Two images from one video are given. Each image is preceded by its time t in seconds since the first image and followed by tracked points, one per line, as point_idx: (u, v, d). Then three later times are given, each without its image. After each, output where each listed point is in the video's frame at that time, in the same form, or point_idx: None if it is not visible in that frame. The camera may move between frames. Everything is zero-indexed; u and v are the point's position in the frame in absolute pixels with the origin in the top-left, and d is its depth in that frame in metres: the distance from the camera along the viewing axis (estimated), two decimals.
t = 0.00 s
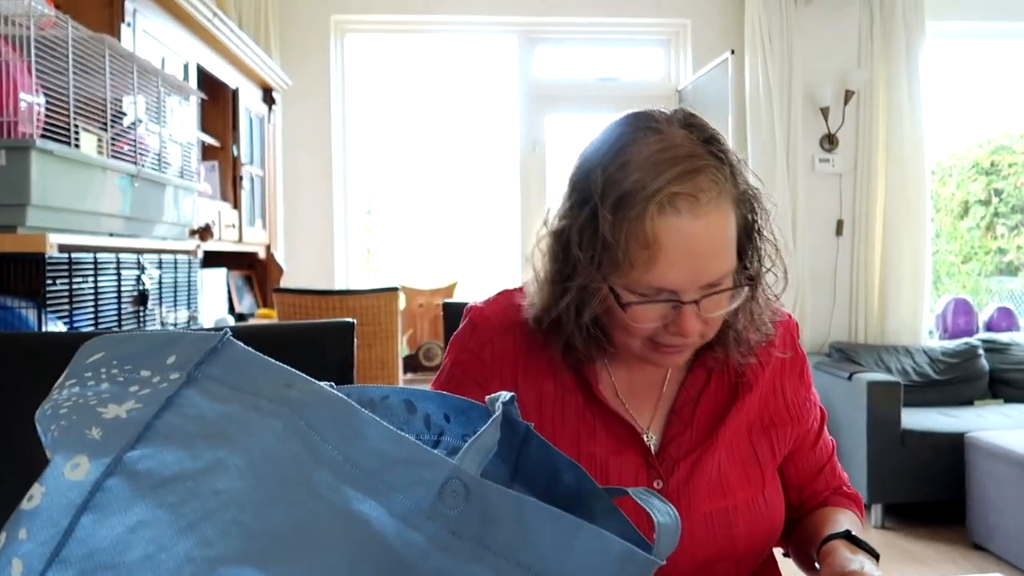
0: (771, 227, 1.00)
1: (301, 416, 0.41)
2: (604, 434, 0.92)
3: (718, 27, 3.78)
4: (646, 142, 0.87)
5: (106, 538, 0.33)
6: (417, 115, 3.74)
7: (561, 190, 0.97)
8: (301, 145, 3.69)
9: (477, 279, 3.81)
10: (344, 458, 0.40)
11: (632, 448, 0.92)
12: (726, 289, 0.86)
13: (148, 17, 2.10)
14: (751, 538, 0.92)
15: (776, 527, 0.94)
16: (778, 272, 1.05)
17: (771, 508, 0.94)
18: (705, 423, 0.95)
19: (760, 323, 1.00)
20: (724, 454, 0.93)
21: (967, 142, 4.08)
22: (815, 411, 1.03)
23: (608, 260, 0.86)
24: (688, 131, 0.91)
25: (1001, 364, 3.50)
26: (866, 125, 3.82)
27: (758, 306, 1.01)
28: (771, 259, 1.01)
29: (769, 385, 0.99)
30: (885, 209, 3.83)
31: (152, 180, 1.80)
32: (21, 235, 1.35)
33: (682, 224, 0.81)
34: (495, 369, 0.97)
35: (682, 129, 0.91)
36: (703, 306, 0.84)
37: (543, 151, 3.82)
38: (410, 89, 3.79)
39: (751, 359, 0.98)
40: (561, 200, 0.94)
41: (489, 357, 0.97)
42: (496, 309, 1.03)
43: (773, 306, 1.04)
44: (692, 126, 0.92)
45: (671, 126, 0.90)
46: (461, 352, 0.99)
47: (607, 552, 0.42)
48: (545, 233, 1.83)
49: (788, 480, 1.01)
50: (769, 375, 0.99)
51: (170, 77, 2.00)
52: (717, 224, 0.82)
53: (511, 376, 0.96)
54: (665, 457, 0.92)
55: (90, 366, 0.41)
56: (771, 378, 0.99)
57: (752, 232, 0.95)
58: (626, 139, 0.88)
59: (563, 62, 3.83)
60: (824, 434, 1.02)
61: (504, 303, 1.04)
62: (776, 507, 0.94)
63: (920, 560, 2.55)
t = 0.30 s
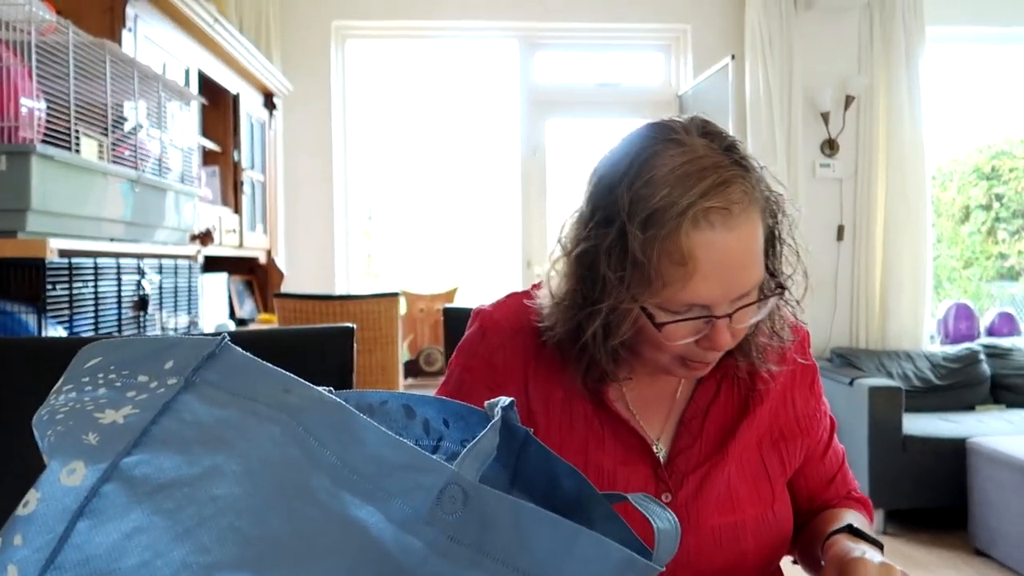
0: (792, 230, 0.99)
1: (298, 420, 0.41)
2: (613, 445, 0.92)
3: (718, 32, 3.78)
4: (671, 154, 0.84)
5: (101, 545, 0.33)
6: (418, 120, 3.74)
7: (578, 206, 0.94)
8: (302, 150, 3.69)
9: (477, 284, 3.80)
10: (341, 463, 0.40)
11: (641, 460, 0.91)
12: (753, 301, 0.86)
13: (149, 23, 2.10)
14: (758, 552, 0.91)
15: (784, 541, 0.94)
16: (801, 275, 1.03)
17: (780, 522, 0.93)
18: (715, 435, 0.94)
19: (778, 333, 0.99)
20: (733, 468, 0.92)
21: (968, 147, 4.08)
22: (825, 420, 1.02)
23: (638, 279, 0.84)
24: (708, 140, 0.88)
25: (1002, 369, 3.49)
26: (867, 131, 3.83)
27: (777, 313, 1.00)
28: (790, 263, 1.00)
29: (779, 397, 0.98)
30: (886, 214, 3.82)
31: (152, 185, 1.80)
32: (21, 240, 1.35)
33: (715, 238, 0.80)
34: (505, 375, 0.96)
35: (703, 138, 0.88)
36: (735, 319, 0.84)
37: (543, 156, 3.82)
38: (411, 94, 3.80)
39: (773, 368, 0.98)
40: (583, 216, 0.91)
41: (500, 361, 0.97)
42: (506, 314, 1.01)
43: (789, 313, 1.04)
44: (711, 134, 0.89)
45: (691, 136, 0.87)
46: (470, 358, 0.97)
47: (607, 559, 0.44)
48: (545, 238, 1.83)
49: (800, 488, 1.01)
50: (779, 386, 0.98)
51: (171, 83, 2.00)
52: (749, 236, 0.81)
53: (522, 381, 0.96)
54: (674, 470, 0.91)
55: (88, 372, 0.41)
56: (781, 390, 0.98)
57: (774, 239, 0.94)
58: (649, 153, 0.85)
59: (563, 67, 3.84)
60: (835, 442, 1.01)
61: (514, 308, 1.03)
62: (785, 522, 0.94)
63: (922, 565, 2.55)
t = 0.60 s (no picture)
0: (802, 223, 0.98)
1: (295, 418, 0.41)
2: (621, 438, 0.92)
3: (718, 31, 3.78)
4: (684, 143, 0.83)
5: (94, 542, 0.33)
6: (418, 119, 3.73)
7: (589, 198, 0.93)
8: (302, 150, 3.69)
9: (477, 283, 3.80)
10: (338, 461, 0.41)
11: (647, 455, 0.92)
12: (763, 292, 0.86)
13: (148, 21, 2.10)
14: (762, 550, 0.91)
15: (788, 539, 0.93)
16: (809, 268, 1.02)
17: (784, 522, 0.92)
18: (720, 434, 0.94)
19: (788, 325, 0.98)
20: (738, 465, 0.92)
21: (969, 146, 4.08)
22: (846, 408, 0.99)
23: (653, 269, 0.83)
24: (720, 131, 0.86)
25: (1003, 367, 3.49)
26: (867, 130, 3.82)
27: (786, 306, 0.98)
28: (800, 256, 0.99)
29: (786, 393, 0.98)
30: (887, 212, 3.82)
31: (152, 184, 1.80)
32: (20, 239, 1.35)
33: (730, 228, 0.79)
34: (520, 361, 0.97)
35: (715, 129, 0.87)
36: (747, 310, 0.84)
37: (543, 156, 3.82)
38: (411, 93, 3.79)
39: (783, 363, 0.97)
40: (595, 207, 0.90)
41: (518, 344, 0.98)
42: (520, 301, 1.02)
43: (798, 308, 1.03)
44: (723, 126, 0.88)
45: (703, 126, 0.86)
46: (485, 342, 0.98)
47: (605, 556, 0.44)
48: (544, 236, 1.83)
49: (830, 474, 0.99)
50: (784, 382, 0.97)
51: (170, 81, 2.00)
52: (763, 225, 0.81)
53: (535, 368, 0.97)
54: (679, 467, 0.91)
55: (83, 369, 0.41)
56: (787, 385, 0.98)
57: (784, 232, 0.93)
58: (662, 143, 0.84)
59: (563, 66, 3.84)
60: (859, 428, 0.99)
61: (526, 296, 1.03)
62: (789, 521, 0.93)
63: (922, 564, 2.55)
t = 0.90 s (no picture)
0: (799, 215, 0.99)
1: (294, 421, 0.41)
2: (622, 434, 0.92)
3: (718, 33, 3.79)
4: (680, 135, 0.84)
5: (93, 545, 0.33)
6: (418, 121, 3.74)
7: (587, 192, 0.94)
8: (303, 153, 3.69)
9: (477, 285, 3.80)
10: (336, 463, 0.41)
11: (647, 453, 0.91)
12: (761, 283, 0.85)
13: (149, 24, 2.11)
14: (766, 548, 0.89)
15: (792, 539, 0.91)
16: (806, 261, 1.02)
17: (788, 519, 0.90)
18: (720, 431, 0.94)
19: (786, 318, 0.99)
20: (738, 462, 0.90)
21: (968, 148, 4.08)
22: (855, 393, 0.97)
23: (651, 260, 0.83)
24: (716, 124, 0.87)
25: (1003, 370, 3.49)
26: (867, 132, 3.83)
27: (783, 298, 0.99)
28: (796, 249, 1.00)
29: (787, 386, 0.97)
30: (887, 215, 3.82)
31: (152, 186, 1.80)
32: (20, 240, 1.36)
33: (726, 217, 0.79)
34: (525, 359, 0.97)
35: (711, 122, 0.87)
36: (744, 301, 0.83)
37: (543, 158, 3.83)
38: (411, 95, 3.80)
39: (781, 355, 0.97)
40: (593, 200, 0.91)
41: (523, 339, 0.98)
42: (524, 300, 1.03)
43: (796, 301, 1.03)
44: (718, 120, 0.88)
45: (699, 120, 0.87)
46: (489, 340, 0.99)
47: (603, 560, 0.44)
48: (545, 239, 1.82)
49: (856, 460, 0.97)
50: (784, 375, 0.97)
51: (170, 84, 2.00)
52: (759, 215, 0.81)
53: (540, 367, 0.97)
54: (679, 466, 0.91)
55: (82, 372, 0.41)
56: (788, 378, 0.97)
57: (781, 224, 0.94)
58: (657, 135, 0.85)
59: (563, 69, 3.84)
60: (874, 408, 0.96)
61: (530, 293, 1.05)
62: (793, 519, 0.91)
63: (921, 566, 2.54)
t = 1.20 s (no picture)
0: (792, 213, 0.99)
1: (295, 420, 0.41)
2: (619, 430, 0.92)
3: (718, 32, 3.79)
4: (675, 132, 0.84)
5: (95, 544, 0.33)
6: (418, 120, 3.74)
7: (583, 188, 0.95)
8: (303, 152, 3.69)
9: (477, 283, 3.80)
10: (337, 463, 0.41)
11: (644, 450, 0.91)
12: (755, 279, 0.85)
13: (149, 23, 2.11)
14: (763, 543, 0.89)
15: (789, 535, 0.91)
16: (800, 257, 1.02)
17: (785, 515, 0.90)
18: (716, 425, 0.93)
19: (779, 313, 0.98)
20: (734, 457, 0.90)
21: (968, 148, 4.08)
22: (853, 381, 0.97)
23: (645, 255, 0.83)
24: (711, 122, 0.87)
25: (1002, 369, 3.49)
26: (867, 131, 3.83)
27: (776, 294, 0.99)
28: (790, 245, 1.00)
29: (783, 380, 0.97)
30: (886, 213, 3.83)
31: (152, 185, 1.80)
32: (20, 239, 1.36)
33: (720, 213, 0.79)
34: (523, 358, 0.97)
35: (707, 120, 0.87)
36: (738, 296, 0.83)
37: (543, 157, 3.83)
38: (411, 94, 3.80)
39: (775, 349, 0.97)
40: (588, 197, 0.91)
41: (519, 338, 0.99)
42: (521, 299, 1.04)
43: (789, 296, 1.03)
44: (712, 118, 0.88)
45: (695, 117, 0.87)
46: (487, 339, 0.98)
47: (603, 558, 0.45)
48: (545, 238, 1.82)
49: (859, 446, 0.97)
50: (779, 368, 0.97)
51: (170, 82, 2.00)
52: (754, 211, 0.81)
53: (538, 365, 0.97)
54: (676, 463, 0.90)
55: (84, 371, 0.40)
56: (784, 371, 0.97)
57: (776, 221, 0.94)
58: (651, 133, 0.85)
59: (562, 68, 3.84)
60: (874, 395, 0.96)
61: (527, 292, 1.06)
62: (789, 514, 0.91)
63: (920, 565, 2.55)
